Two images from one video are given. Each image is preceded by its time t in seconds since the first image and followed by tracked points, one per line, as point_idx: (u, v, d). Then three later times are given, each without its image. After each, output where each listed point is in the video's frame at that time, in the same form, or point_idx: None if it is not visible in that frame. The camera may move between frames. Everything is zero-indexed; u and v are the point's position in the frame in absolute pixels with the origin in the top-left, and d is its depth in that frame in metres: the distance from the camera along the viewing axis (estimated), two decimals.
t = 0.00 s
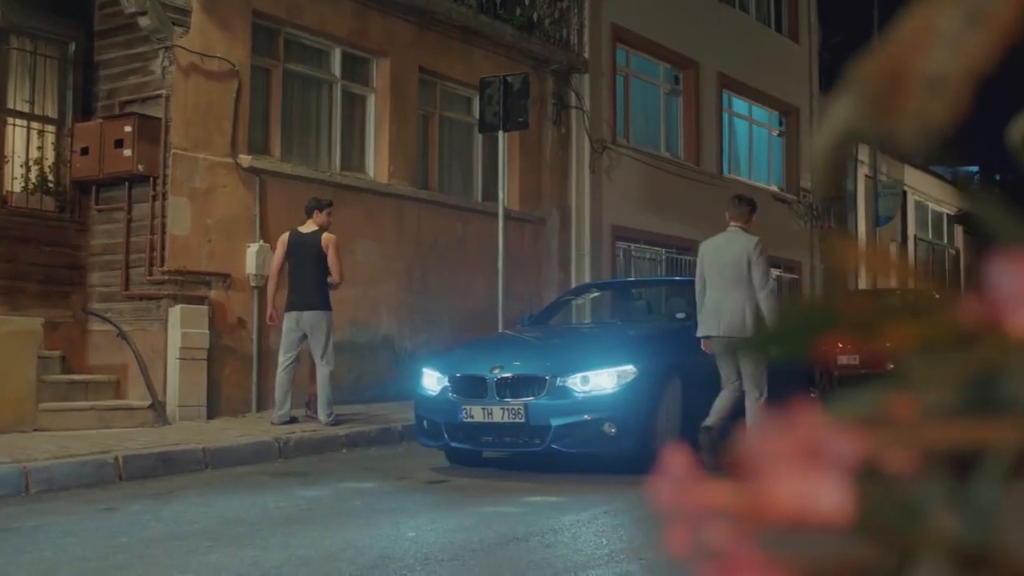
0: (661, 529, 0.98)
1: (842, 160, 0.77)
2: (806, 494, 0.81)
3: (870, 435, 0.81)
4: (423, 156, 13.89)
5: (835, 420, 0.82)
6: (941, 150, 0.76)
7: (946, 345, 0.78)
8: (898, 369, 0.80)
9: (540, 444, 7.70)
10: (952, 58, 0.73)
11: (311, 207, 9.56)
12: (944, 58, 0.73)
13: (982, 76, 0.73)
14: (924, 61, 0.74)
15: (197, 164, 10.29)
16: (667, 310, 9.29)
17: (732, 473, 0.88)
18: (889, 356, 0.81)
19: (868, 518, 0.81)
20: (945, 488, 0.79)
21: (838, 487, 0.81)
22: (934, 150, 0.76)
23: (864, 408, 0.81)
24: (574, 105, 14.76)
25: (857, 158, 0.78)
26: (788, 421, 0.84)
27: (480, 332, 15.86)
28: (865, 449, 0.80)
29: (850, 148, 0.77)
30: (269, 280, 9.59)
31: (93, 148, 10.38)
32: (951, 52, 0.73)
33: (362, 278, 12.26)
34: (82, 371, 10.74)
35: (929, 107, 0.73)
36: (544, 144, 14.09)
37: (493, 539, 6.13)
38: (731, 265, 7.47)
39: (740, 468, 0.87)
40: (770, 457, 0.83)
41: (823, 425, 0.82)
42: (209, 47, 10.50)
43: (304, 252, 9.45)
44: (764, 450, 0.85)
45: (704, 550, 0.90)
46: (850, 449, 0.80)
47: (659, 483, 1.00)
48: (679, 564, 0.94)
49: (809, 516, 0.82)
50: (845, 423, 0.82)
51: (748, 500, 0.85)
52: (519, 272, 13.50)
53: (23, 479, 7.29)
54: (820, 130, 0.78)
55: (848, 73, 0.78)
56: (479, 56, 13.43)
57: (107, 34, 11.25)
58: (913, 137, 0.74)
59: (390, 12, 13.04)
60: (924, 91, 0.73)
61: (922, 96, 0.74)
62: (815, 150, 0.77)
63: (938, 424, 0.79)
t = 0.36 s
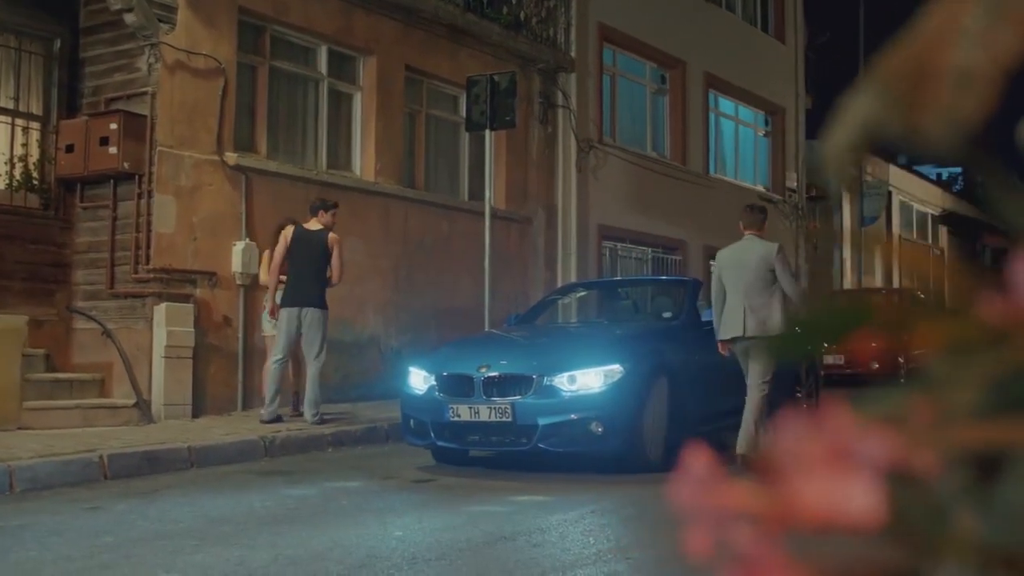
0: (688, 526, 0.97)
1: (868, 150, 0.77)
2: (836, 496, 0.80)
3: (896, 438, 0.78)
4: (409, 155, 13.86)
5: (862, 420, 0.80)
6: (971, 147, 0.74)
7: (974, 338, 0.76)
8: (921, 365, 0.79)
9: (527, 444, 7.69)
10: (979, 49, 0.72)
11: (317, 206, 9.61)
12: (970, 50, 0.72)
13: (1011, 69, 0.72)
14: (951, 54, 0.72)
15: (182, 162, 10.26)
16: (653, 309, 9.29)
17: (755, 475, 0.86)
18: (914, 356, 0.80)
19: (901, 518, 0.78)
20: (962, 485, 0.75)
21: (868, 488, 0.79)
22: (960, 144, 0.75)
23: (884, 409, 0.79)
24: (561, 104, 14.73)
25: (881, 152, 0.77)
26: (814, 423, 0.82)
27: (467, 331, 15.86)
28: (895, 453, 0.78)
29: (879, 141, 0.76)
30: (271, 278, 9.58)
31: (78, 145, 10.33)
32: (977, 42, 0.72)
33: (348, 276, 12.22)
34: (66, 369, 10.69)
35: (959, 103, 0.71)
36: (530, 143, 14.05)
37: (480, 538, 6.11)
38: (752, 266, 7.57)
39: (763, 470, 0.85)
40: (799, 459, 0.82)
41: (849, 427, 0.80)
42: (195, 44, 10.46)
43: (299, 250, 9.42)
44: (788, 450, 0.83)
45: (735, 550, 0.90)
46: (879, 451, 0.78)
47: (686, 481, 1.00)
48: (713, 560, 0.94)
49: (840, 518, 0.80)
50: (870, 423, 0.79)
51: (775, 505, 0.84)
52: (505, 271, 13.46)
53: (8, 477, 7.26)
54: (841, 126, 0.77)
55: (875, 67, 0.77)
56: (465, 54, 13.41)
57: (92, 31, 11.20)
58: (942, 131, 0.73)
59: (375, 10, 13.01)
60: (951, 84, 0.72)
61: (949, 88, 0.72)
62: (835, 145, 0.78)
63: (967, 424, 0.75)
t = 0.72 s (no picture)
0: (708, 523, 0.98)
1: (885, 147, 0.79)
2: (862, 490, 0.80)
3: (927, 433, 0.77)
4: (401, 155, 13.83)
5: (889, 415, 0.80)
6: (995, 143, 0.76)
7: (1005, 333, 0.76)
8: (944, 364, 0.78)
9: (518, 443, 7.67)
10: (1007, 42, 0.73)
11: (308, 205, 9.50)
12: (996, 41, 0.73)
13: None
14: (975, 45, 0.74)
15: (173, 161, 10.23)
16: (644, 309, 9.29)
17: (779, 472, 0.87)
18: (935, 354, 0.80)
19: (927, 512, 0.78)
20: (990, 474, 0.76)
21: (894, 485, 0.79)
22: (982, 140, 0.76)
23: (905, 404, 0.79)
24: (552, 104, 14.69)
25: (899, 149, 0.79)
26: (839, 418, 0.82)
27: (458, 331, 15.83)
28: (925, 449, 0.77)
29: (901, 133, 0.78)
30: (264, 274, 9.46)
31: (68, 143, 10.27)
32: (1003, 34, 0.73)
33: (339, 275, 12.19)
34: (55, 369, 10.63)
35: (983, 94, 0.73)
36: (522, 143, 14.01)
37: (472, 538, 6.10)
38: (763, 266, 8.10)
39: (789, 466, 0.86)
40: (825, 455, 0.83)
41: (876, 422, 0.80)
42: (186, 43, 10.43)
43: (294, 250, 9.37)
44: (816, 446, 0.83)
45: (755, 548, 0.90)
46: (907, 448, 0.78)
47: (704, 480, 1.00)
48: (729, 559, 0.95)
49: (866, 516, 0.80)
50: (896, 420, 0.79)
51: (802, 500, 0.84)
52: (497, 270, 13.42)
53: None
54: (863, 113, 0.79)
55: (890, 60, 0.80)
56: (457, 54, 13.37)
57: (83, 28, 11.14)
58: (961, 124, 0.75)
59: (367, 8, 12.98)
60: (971, 76, 0.74)
61: (971, 81, 0.74)
62: (856, 129, 0.79)
63: (989, 421, 0.75)
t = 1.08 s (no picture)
0: (733, 515, 1.00)
1: (912, 142, 0.82)
2: (894, 480, 0.81)
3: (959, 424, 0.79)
4: (398, 155, 13.81)
5: (920, 405, 0.82)
6: (1016, 134, 0.79)
7: None
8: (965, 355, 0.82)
9: (517, 443, 7.66)
10: None
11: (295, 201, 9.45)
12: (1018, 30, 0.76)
13: None
14: (1000, 35, 0.77)
15: (172, 160, 10.22)
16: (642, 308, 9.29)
17: (805, 464, 0.89)
18: (961, 338, 0.83)
19: (956, 504, 0.80)
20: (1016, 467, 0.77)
21: (926, 475, 0.80)
22: (1005, 133, 0.80)
23: (939, 393, 0.81)
24: (550, 103, 14.66)
25: (922, 142, 0.82)
26: (871, 408, 0.84)
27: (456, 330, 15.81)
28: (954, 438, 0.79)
29: (929, 125, 0.81)
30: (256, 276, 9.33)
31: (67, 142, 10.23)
32: None
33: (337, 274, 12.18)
34: (53, 368, 10.61)
35: (1007, 83, 0.77)
36: (520, 142, 13.98)
37: (472, 537, 6.10)
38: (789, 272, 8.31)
39: (818, 457, 0.88)
40: (856, 443, 0.84)
41: (909, 412, 0.82)
42: (185, 42, 10.43)
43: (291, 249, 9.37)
44: (847, 436, 0.85)
45: (780, 542, 0.91)
46: (937, 439, 0.79)
47: (729, 471, 1.02)
48: (756, 551, 0.97)
49: (897, 504, 0.82)
50: (926, 411, 0.81)
51: (832, 493, 0.86)
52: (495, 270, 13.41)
53: None
54: (889, 104, 0.82)
55: (912, 48, 0.83)
56: (456, 53, 13.34)
57: (81, 27, 11.13)
58: (990, 111, 0.78)
59: (365, 7, 12.96)
60: (1000, 65, 0.77)
61: (999, 69, 0.77)
62: (882, 122, 0.82)
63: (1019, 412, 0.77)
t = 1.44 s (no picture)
0: (764, 503, 0.97)
1: (938, 144, 0.81)
2: (928, 473, 0.78)
3: (996, 412, 0.76)
4: (406, 156, 13.82)
5: (957, 394, 0.78)
6: None
7: None
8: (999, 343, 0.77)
9: (525, 442, 7.67)
10: None
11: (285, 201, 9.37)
12: None
13: None
14: None
15: (179, 159, 10.23)
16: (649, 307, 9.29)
17: (837, 453, 0.85)
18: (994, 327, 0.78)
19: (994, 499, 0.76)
20: None
21: (962, 465, 0.76)
22: None
23: (973, 381, 0.77)
24: (557, 103, 14.67)
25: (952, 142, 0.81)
26: (904, 396, 0.80)
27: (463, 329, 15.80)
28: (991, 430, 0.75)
29: (950, 114, 0.80)
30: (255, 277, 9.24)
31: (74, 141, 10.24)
32: None
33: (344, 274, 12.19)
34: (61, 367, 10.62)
35: None
36: (527, 142, 13.98)
37: (480, 536, 6.10)
38: (811, 266, 8.45)
39: (850, 445, 0.84)
40: (888, 433, 0.80)
41: (944, 401, 0.78)
42: (192, 41, 10.44)
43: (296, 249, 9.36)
44: (881, 428, 0.81)
45: (814, 531, 0.89)
46: (974, 427, 0.76)
47: (755, 461, 0.99)
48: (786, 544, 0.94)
49: (932, 495, 0.78)
50: (961, 399, 0.77)
51: (863, 482, 0.83)
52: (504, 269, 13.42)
53: (4, 474, 7.22)
54: (913, 96, 0.80)
55: (935, 39, 0.81)
56: (464, 53, 13.34)
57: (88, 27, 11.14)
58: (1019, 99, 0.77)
59: (372, 8, 12.97)
60: None
61: None
62: (905, 123, 0.81)
63: None
